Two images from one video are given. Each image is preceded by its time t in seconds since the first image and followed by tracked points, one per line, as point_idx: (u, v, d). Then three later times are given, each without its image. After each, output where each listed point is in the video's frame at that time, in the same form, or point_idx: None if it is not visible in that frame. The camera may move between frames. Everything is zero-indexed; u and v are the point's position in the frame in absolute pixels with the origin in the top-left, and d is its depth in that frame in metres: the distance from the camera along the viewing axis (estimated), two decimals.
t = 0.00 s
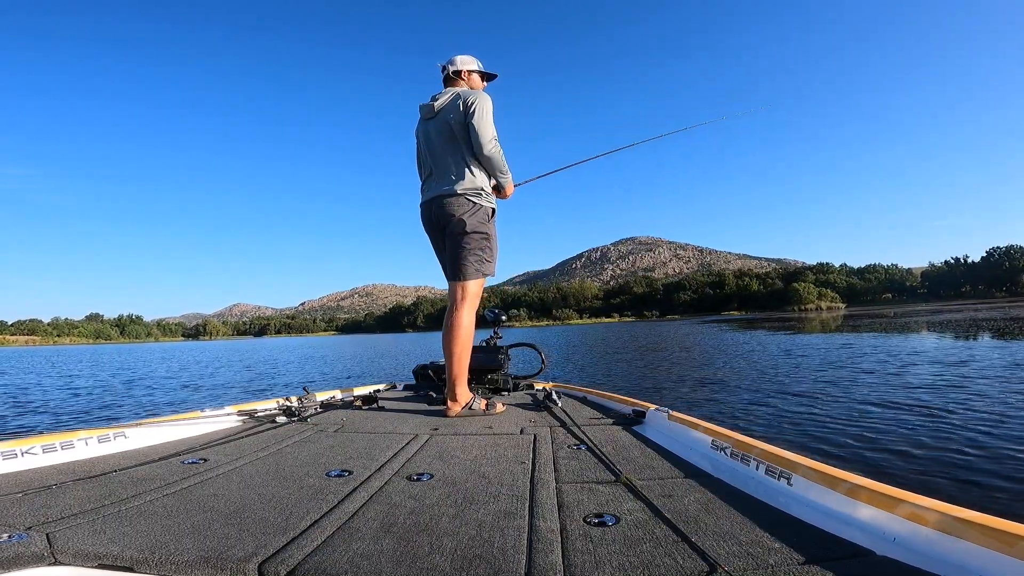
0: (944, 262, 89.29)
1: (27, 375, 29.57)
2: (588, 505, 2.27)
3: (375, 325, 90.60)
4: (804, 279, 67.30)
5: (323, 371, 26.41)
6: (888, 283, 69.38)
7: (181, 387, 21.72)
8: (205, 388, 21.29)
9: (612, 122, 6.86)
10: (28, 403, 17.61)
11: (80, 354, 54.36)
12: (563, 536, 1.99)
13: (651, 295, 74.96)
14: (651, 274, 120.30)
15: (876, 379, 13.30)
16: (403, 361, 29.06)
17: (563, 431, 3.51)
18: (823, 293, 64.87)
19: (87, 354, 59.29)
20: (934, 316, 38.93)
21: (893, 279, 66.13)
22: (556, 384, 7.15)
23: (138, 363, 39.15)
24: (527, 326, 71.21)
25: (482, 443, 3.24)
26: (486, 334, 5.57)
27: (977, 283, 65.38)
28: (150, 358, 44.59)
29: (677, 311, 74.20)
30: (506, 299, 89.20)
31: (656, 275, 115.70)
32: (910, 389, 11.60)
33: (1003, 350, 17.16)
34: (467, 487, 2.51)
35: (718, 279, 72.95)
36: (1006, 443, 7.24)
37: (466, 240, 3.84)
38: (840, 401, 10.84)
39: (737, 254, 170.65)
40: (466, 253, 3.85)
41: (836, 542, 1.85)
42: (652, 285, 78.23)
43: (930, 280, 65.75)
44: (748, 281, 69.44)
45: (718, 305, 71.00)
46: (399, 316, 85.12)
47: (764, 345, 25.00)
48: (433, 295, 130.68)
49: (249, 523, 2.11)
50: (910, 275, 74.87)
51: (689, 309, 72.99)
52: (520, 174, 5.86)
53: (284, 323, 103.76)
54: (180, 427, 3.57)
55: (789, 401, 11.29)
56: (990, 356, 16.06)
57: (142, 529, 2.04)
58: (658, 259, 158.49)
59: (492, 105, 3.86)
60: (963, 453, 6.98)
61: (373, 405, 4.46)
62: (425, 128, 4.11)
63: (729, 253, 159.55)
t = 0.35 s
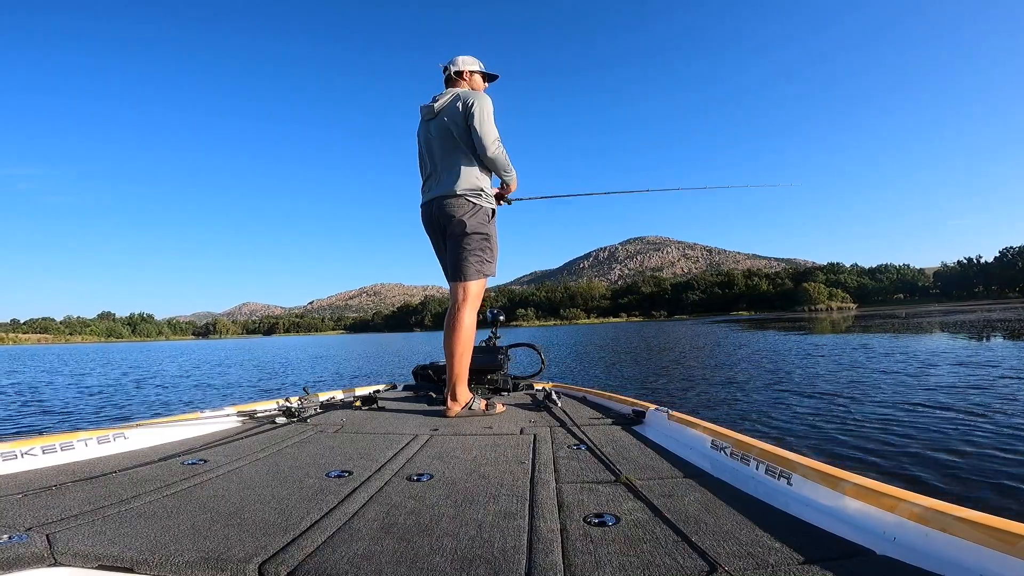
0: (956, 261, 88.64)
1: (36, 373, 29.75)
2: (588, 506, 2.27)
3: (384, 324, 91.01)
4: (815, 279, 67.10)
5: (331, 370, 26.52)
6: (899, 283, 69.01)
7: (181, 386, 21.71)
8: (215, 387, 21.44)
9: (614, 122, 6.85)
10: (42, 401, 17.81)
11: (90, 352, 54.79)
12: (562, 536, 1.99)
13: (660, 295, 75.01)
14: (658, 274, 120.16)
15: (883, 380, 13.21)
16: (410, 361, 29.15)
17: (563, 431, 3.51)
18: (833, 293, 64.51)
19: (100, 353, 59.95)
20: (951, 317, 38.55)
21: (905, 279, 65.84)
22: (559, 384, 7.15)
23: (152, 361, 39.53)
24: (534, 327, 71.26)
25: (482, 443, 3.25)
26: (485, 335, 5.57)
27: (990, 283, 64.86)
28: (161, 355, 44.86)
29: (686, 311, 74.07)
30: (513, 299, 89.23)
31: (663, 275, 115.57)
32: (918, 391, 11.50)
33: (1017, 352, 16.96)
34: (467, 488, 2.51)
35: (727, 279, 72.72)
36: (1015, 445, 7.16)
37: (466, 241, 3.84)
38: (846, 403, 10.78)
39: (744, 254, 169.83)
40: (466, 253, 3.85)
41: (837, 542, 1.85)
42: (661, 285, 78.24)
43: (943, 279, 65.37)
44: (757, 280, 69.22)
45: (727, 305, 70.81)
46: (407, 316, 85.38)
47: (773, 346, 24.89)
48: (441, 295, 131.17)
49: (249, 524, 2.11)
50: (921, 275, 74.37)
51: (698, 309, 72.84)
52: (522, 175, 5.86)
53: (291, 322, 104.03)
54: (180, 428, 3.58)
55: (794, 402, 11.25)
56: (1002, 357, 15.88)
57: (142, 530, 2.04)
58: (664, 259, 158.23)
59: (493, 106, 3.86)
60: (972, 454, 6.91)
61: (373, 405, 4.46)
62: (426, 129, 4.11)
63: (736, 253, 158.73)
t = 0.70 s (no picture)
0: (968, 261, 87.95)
1: (46, 372, 29.96)
2: (587, 506, 2.27)
3: (392, 324, 91.24)
4: (826, 278, 66.82)
5: (337, 369, 26.59)
6: (911, 282, 68.52)
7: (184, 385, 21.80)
8: (222, 386, 21.54)
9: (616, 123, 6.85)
10: (53, 399, 17.95)
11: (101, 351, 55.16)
12: (562, 537, 1.99)
13: (668, 295, 74.95)
14: (664, 274, 119.93)
15: (889, 380, 13.12)
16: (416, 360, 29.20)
17: (563, 431, 3.51)
18: (845, 292, 64.08)
19: (111, 351, 60.36)
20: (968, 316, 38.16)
21: (917, 278, 65.48)
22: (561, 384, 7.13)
23: (163, 360, 39.76)
24: (542, 326, 71.15)
25: (481, 443, 3.24)
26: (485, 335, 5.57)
27: (1004, 283, 64.36)
28: (173, 355, 45.22)
29: (695, 310, 73.90)
30: (520, 298, 89.19)
31: (670, 275, 115.33)
32: (926, 391, 11.39)
33: None
34: (466, 488, 2.51)
35: (737, 278, 72.44)
36: None
37: (466, 241, 3.84)
38: (851, 403, 10.72)
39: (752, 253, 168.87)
40: (465, 253, 3.84)
41: (835, 542, 1.85)
42: (669, 284, 78.13)
43: (956, 278, 64.89)
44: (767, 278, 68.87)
45: (736, 304, 70.53)
46: (414, 316, 85.53)
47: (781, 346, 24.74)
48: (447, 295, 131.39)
49: (248, 524, 2.11)
50: (934, 274, 73.79)
51: (707, 308, 72.61)
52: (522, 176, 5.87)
53: (299, 322, 104.12)
54: (179, 428, 3.58)
55: (798, 402, 11.21)
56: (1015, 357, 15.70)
57: (141, 530, 2.04)
58: (669, 259, 157.90)
59: (490, 105, 3.86)
60: (980, 455, 6.84)
61: (372, 404, 4.47)
62: (425, 129, 4.11)
63: (743, 252, 157.66)
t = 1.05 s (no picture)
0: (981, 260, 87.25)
1: (56, 371, 30.16)
2: (587, 506, 2.27)
3: (399, 323, 91.20)
4: (839, 277, 66.46)
5: (343, 369, 26.59)
6: (924, 281, 67.91)
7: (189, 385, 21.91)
8: (229, 385, 21.55)
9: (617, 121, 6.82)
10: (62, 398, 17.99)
11: (111, 351, 55.53)
12: (561, 536, 1.99)
13: (678, 294, 74.78)
14: (671, 273, 119.66)
15: (896, 381, 13.01)
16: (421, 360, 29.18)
17: (563, 431, 3.51)
18: (858, 291, 63.58)
19: (120, 351, 60.58)
20: (987, 314, 37.71)
21: (931, 277, 65.00)
22: (562, 385, 7.12)
23: (174, 360, 39.84)
24: (550, 326, 71.02)
25: (481, 442, 3.25)
26: (485, 334, 5.57)
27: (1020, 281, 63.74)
28: (185, 355, 45.38)
29: (705, 309, 73.57)
30: (528, 297, 89.01)
31: (678, 275, 115.04)
32: (935, 392, 11.29)
33: None
34: (466, 488, 2.50)
35: (747, 277, 72.05)
36: None
37: (466, 241, 3.84)
38: (856, 404, 10.65)
39: (759, 252, 167.80)
40: (465, 253, 3.84)
41: (836, 543, 1.84)
42: (679, 284, 77.92)
43: (971, 277, 64.37)
44: (778, 277, 68.46)
45: (747, 303, 70.12)
46: (421, 315, 85.53)
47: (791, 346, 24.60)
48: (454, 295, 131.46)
49: (248, 523, 2.11)
50: (948, 273, 73.08)
51: (717, 306, 72.26)
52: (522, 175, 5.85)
53: (306, 322, 104.19)
54: (179, 427, 3.57)
55: (802, 404, 11.16)
56: None
57: (140, 530, 2.04)
58: (675, 258, 157.52)
59: (489, 104, 3.85)
60: (987, 458, 6.78)
61: (372, 404, 4.47)
62: (424, 130, 4.10)
63: (752, 251, 156.50)
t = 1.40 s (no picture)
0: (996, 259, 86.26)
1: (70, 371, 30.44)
2: (587, 506, 2.27)
3: (408, 324, 91.25)
4: (852, 276, 65.98)
5: (351, 369, 26.67)
6: (939, 280, 67.26)
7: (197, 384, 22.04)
8: (238, 385, 21.66)
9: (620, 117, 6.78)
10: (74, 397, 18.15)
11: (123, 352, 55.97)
12: (561, 536, 1.99)
13: (688, 293, 74.52)
14: (680, 273, 119.16)
15: (905, 383, 12.92)
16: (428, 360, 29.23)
17: (563, 431, 3.50)
18: (872, 290, 63.08)
19: (132, 350, 60.93)
20: (1007, 314, 37.12)
21: (947, 276, 64.29)
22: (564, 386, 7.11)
23: (186, 360, 40.07)
24: (558, 326, 70.93)
25: (481, 443, 3.24)
26: (486, 334, 5.56)
27: None
28: (198, 356, 45.68)
29: (716, 309, 73.28)
30: (537, 297, 88.90)
31: (686, 274, 114.62)
32: (945, 394, 11.17)
33: None
34: (466, 488, 2.50)
35: (758, 277, 71.65)
36: None
37: (467, 241, 3.84)
38: (863, 406, 10.58)
39: (768, 251, 166.87)
40: (466, 253, 3.85)
41: (835, 542, 1.84)
42: (689, 283, 77.63)
43: (987, 276, 63.64)
44: (791, 276, 68.08)
45: (759, 303, 69.74)
46: (429, 315, 85.51)
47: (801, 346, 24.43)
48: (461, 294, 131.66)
49: (248, 523, 2.11)
50: (963, 272, 72.35)
51: (728, 306, 71.94)
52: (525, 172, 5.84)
53: (314, 322, 104.47)
54: (179, 427, 3.58)
55: (808, 406, 11.10)
56: None
57: (140, 529, 2.04)
58: (682, 258, 156.90)
59: (490, 103, 3.85)
60: (997, 460, 6.69)
61: (372, 404, 4.48)
62: (424, 129, 4.11)
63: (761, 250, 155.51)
